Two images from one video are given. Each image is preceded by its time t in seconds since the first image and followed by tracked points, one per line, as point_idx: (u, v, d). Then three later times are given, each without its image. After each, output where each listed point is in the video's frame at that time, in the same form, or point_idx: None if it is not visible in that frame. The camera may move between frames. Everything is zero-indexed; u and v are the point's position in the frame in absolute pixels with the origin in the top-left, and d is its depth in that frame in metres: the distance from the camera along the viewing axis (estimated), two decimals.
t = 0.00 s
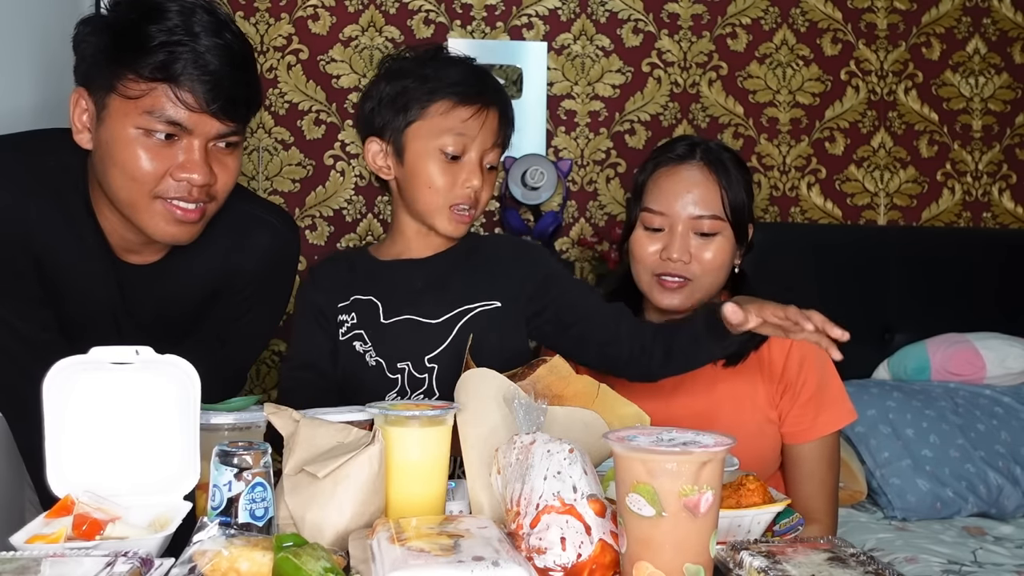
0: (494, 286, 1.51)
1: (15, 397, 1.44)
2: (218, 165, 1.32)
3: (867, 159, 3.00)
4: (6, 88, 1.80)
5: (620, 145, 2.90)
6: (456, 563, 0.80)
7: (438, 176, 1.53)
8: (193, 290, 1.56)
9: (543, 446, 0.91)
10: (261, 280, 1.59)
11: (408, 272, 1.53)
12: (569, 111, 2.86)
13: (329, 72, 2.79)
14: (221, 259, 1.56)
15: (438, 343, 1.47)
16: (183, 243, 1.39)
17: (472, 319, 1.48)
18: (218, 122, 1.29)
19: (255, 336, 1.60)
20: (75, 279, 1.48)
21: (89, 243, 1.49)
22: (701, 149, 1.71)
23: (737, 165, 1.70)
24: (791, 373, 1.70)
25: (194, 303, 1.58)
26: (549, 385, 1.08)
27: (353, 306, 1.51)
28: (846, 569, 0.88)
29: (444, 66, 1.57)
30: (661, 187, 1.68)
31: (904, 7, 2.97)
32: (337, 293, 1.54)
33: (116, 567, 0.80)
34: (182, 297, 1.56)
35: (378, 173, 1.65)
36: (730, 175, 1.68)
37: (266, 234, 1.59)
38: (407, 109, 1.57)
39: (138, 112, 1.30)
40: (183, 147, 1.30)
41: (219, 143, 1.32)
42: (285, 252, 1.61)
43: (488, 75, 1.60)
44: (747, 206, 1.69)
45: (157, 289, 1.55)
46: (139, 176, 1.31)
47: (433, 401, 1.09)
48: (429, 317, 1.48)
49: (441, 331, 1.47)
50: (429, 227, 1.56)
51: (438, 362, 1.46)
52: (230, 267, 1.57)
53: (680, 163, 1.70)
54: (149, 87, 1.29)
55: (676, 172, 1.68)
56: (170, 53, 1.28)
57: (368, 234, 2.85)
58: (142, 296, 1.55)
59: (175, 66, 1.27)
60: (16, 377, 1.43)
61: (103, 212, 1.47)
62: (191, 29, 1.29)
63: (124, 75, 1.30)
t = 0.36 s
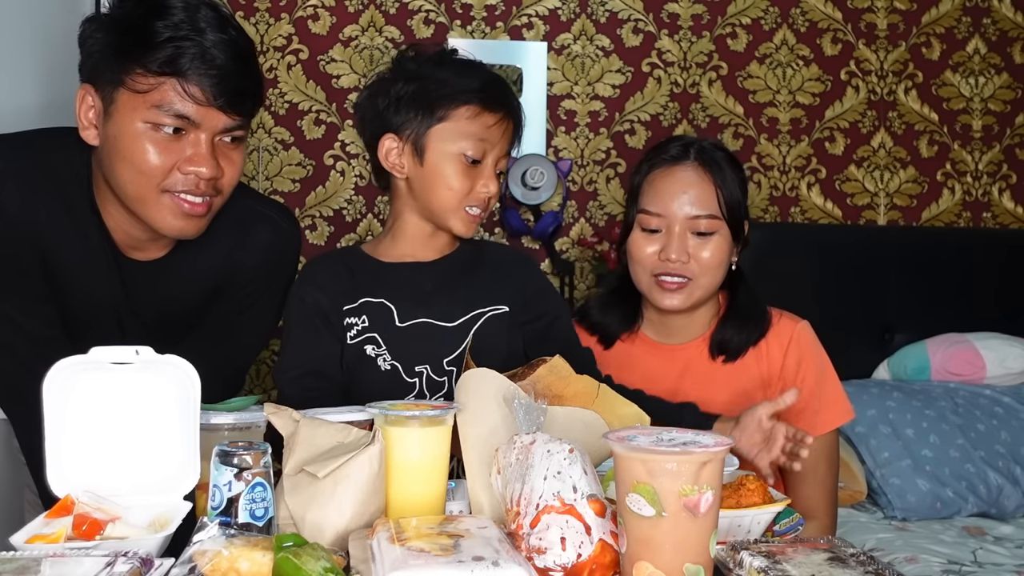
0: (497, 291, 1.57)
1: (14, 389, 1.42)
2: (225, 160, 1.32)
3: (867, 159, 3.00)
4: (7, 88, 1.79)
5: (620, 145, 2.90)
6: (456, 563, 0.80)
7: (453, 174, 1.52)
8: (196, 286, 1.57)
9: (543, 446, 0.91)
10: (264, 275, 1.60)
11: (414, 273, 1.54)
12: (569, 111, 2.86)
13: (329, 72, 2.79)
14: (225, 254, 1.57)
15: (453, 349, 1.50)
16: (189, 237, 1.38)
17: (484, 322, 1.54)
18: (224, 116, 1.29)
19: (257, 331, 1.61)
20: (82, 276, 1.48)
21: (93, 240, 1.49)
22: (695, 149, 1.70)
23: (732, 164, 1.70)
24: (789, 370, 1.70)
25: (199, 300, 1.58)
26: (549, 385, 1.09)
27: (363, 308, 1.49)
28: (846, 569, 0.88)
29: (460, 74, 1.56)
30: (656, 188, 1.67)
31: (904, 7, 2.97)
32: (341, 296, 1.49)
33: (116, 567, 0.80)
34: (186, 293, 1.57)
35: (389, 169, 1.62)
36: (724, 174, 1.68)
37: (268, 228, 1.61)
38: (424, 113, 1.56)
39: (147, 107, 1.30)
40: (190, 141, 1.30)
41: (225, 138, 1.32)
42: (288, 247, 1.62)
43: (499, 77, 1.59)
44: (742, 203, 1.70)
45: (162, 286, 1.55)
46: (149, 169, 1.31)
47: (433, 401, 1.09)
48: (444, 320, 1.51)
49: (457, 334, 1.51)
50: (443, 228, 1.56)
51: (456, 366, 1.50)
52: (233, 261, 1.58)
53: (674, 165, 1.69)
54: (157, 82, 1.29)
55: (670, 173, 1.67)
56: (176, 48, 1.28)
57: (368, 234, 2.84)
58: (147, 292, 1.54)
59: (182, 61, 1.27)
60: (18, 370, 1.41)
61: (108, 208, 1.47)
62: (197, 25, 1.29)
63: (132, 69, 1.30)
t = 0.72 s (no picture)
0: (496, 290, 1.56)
1: (13, 382, 1.41)
2: (235, 159, 1.32)
3: (867, 159, 3.00)
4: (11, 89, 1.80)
5: (620, 145, 2.90)
6: (456, 563, 0.80)
7: (488, 169, 1.53)
8: (204, 285, 1.57)
9: (542, 446, 0.91)
10: (271, 274, 1.61)
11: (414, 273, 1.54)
12: (569, 112, 2.86)
13: (329, 72, 2.79)
14: (233, 253, 1.58)
15: (475, 350, 1.52)
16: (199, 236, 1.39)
17: (505, 326, 1.55)
18: (235, 116, 1.29)
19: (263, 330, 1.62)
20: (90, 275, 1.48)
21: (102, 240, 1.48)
22: (689, 149, 1.70)
23: (725, 164, 1.69)
24: (785, 367, 1.69)
25: (206, 299, 1.59)
26: (549, 385, 1.09)
27: (385, 309, 1.50)
28: (846, 569, 0.88)
29: (474, 76, 1.55)
30: (651, 189, 1.66)
31: (904, 7, 2.97)
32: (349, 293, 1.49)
33: (116, 567, 0.80)
34: (194, 291, 1.57)
35: (422, 171, 1.58)
36: (718, 174, 1.67)
37: (275, 227, 1.61)
38: (457, 114, 1.54)
39: (158, 107, 1.30)
40: (202, 141, 1.30)
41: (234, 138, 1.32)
42: (295, 247, 1.63)
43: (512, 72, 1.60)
44: (736, 204, 1.69)
45: (170, 285, 1.56)
46: (160, 169, 1.31)
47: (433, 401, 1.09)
48: (466, 322, 1.53)
49: (479, 336, 1.53)
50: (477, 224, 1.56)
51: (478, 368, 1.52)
52: (241, 260, 1.58)
53: (667, 165, 1.68)
54: (169, 83, 1.29)
55: (665, 173, 1.66)
56: (187, 49, 1.28)
57: (368, 233, 2.85)
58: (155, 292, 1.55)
59: (191, 62, 1.27)
60: (23, 367, 1.39)
61: (117, 208, 1.47)
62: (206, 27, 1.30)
63: (142, 71, 1.30)
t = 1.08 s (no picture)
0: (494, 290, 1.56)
1: (16, 373, 1.43)
2: (246, 164, 1.33)
3: (867, 159, 2.99)
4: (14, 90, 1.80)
5: (620, 145, 2.90)
6: (456, 563, 0.80)
7: (494, 174, 1.53)
8: (211, 287, 1.57)
9: (543, 446, 0.91)
10: (278, 278, 1.61)
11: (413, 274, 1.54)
12: (568, 111, 2.86)
13: (329, 72, 2.79)
14: (241, 256, 1.58)
15: (491, 352, 1.52)
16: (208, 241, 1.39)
17: (519, 327, 1.55)
18: (246, 123, 1.30)
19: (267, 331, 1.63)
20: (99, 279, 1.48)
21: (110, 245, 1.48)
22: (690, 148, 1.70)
23: (726, 169, 1.69)
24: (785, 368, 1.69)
25: (213, 301, 1.59)
26: (548, 385, 1.09)
27: (399, 312, 1.49)
28: (846, 569, 0.88)
29: (487, 77, 1.55)
30: (647, 182, 1.67)
31: (904, 7, 2.97)
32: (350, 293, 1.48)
33: (116, 567, 0.80)
34: (202, 294, 1.57)
35: (429, 173, 1.59)
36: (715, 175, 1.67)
37: (283, 231, 1.61)
38: (464, 117, 1.54)
39: (170, 114, 1.30)
40: (214, 147, 1.30)
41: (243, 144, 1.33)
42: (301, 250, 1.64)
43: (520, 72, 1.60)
44: (734, 207, 1.68)
45: (178, 289, 1.56)
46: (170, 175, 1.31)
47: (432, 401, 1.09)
48: (482, 324, 1.53)
49: (494, 338, 1.53)
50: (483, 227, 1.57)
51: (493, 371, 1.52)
52: (249, 263, 1.59)
53: (665, 160, 1.68)
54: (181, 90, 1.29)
55: (660, 167, 1.67)
56: (198, 57, 1.28)
57: (368, 233, 2.85)
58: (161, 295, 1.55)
59: (203, 70, 1.27)
60: (26, 366, 1.40)
61: (126, 213, 1.47)
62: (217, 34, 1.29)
63: (154, 77, 1.30)
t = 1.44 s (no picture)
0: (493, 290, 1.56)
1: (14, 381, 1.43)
2: (245, 178, 1.32)
3: (867, 159, 2.99)
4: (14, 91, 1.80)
5: (620, 145, 2.90)
6: (456, 563, 0.80)
7: (494, 178, 1.53)
8: (211, 295, 1.56)
9: (542, 446, 0.91)
10: (279, 288, 1.59)
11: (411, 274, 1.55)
12: (568, 111, 2.86)
13: (329, 72, 2.79)
14: (241, 265, 1.56)
15: (499, 352, 1.52)
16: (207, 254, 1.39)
17: (528, 328, 1.55)
18: (246, 138, 1.29)
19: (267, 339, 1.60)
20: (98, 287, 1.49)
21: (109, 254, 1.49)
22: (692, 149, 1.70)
23: (728, 168, 1.69)
24: (783, 369, 1.69)
25: (213, 309, 1.58)
26: (549, 385, 1.09)
27: (407, 314, 1.49)
28: (846, 569, 0.88)
29: (492, 78, 1.55)
30: (649, 184, 1.66)
31: (904, 7, 2.97)
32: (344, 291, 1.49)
33: (116, 567, 0.80)
34: (201, 302, 1.56)
35: (428, 175, 1.60)
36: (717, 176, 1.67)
37: (283, 241, 1.59)
38: (465, 119, 1.54)
39: (168, 128, 1.30)
40: (213, 161, 1.30)
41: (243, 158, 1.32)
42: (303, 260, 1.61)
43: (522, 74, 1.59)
44: (736, 207, 1.69)
45: (176, 298, 1.55)
46: (167, 189, 1.31)
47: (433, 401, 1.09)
48: (491, 325, 1.52)
49: (503, 339, 1.53)
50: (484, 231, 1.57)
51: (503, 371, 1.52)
52: (249, 273, 1.57)
53: (668, 160, 1.68)
54: (181, 104, 1.28)
55: (663, 168, 1.67)
56: (199, 72, 1.28)
57: (368, 233, 2.85)
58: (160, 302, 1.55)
59: (205, 84, 1.27)
60: (22, 369, 1.42)
61: (126, 223, 1.47)
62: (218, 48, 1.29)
63: (155, 91, 1.30)
